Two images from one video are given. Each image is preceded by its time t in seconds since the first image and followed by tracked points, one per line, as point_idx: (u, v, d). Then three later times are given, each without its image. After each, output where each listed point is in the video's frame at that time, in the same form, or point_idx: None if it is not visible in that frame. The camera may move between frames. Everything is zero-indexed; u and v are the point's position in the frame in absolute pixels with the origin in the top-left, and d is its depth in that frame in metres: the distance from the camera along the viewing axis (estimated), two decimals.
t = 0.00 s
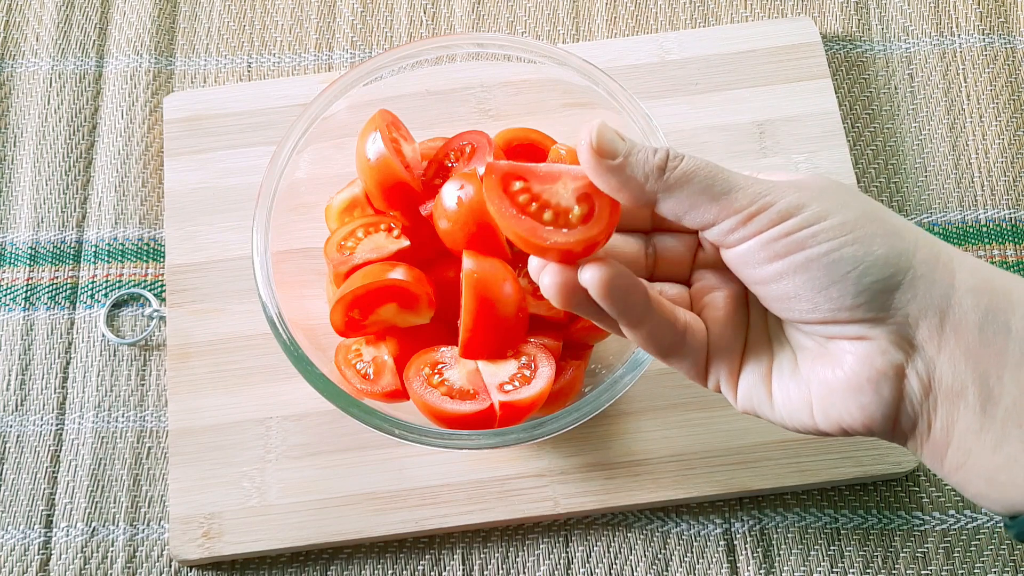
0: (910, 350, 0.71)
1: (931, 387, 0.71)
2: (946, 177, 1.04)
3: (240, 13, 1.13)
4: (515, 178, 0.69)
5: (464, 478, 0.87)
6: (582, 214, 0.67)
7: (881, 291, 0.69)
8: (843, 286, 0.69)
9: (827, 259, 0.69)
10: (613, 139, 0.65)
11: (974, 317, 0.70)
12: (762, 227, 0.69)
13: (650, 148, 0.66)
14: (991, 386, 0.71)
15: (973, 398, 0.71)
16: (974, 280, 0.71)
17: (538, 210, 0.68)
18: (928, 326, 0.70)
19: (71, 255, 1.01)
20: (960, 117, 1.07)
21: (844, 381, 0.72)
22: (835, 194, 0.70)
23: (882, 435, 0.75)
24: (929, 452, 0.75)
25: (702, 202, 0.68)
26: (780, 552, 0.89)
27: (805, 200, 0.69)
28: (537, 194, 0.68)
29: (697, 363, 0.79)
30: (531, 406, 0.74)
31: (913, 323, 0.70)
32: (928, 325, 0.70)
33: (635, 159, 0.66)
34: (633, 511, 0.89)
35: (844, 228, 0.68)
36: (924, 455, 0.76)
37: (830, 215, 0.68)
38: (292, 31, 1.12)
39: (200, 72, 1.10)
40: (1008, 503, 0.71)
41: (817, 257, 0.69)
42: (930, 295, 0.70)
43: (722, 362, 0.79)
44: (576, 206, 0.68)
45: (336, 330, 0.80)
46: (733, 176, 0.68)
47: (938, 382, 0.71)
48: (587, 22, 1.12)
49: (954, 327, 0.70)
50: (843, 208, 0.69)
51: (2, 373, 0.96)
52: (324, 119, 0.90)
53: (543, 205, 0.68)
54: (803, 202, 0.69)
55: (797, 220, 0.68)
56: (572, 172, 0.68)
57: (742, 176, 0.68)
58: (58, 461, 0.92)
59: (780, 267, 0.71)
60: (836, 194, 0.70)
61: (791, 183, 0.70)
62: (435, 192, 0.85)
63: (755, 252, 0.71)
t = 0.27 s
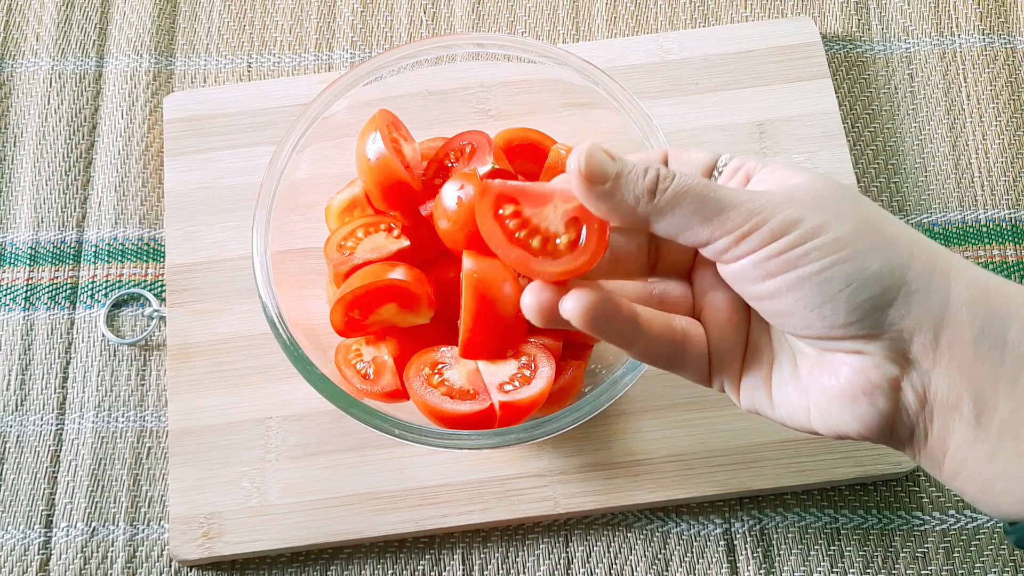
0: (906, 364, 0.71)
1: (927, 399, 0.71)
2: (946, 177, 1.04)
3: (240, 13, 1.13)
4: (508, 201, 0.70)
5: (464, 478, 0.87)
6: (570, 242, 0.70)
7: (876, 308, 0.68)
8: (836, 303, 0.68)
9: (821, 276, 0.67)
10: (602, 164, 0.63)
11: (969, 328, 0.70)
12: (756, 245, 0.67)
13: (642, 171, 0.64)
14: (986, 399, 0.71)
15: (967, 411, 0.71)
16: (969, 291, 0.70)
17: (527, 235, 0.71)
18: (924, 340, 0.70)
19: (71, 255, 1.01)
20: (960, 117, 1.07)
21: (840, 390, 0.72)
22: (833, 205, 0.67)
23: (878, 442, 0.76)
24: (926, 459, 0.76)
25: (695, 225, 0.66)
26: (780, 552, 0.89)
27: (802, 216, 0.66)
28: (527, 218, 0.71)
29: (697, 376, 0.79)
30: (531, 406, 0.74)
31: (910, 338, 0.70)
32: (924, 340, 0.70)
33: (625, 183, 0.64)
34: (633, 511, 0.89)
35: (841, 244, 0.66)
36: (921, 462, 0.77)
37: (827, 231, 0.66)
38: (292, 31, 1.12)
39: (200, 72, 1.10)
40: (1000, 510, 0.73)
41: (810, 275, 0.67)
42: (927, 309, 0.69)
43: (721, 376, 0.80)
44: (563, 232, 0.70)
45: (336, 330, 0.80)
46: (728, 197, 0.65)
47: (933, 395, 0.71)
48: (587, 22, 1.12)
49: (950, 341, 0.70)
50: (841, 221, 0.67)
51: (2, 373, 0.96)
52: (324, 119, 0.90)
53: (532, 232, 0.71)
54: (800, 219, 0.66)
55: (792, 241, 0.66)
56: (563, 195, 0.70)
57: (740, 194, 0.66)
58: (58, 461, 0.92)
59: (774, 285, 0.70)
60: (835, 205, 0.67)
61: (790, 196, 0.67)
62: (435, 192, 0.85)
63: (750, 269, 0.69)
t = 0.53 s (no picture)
0: (895, 397, 0.72)
1: (916, 426, 0.74)
2: (946, 177, 1.04)
3: (240, 13, 1.13)
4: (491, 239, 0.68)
5: (464, 478, 0.87)
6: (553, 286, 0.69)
7: (861, 359, 0.68)
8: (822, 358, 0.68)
9: (806, 331, 0.67)
10: (575, 249, 0.61)
11: (955, 365, 0.68)
12: (744, 301, 0.66)
13: (619, 242, 0.62)
14: (975, 431, 0.70)
15: (956, 440, 0.72)
16: (959, 329, 0.67)
17: (510, 274, 0.69)
18: (912, 379, 0.69)
19: (71, 255, 1.01)
20: (960, 117, 1.07)
21: (832, 419, 0.77)
22: (825, 247, 0.64)
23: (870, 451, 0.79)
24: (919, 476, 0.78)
25: (680, 284, 0.65)
26: (781, 552, 0.89)
27: (791, 272, 0.64)
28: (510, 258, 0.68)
29: (697, 348, 0.82)
30: (531, 406, 0.74)
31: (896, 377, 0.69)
32: (911, 379, 0.69)
33: (601, 259, 0.63)
34: (633, 511, 0.89)
35: (826, 299, 0.65)
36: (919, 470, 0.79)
37: (812, 288, 0.64)
38: (292, 31, 1.12)
39: (200, 72, 1.10)
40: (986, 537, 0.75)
41: (794, 332, 0.68)
42: (913, 351, 0.67)
43: (720, 343, 0.82)
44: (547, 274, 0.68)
45: (336, 330, 0.80)
46: (713, 259, 0.63)
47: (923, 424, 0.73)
48: (587, 22, 1.12)
49: (937, 379, 0.69)
50: (829, 273, 0.64)
51: (2, 373, 0.96)
52: (324, 119, 0.90)
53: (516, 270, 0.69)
54: (789, 276, 0.64)
55: (780, 299, 0.65)
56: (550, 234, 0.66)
57: (725, 252, 0.63)
58: (58, 461, 0.92)
59: (762, 337, 0.70)
60: (826, 252, 0.64)
61: (782, 243, 0.63)
62: (435, 192, 0.85)
63: (739, 319, 0.69)
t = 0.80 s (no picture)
0: (887, 410, 0.74)
1: (907, 433, 0.76)
2: (946, 177, 1.04)
3: (240, 13, 1.13)
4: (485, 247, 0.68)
5: (464, 478, 0.87)
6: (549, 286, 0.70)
7: (849, 379, 0.70)
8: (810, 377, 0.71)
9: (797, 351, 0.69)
10: (563, 274, 0.62)
11: (946, 386, 0.70)
12: (735, 319, 0.68)
13: (608, 264, 0.63)
14: (966, 443, 0.73)
15: (947, 451, 0.74)
16: (949, 351, 0.69)
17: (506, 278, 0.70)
18: (902, 397, 0.71)
19: (71, 255, 1.01)
20: (960, 117, 1.07)
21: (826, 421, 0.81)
22: (818, 269, 0.64)
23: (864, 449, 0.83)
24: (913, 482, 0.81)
25: (668, 303, 0.67)
26: (781, 552, 0.89)
27: (780, 297, 0.65)
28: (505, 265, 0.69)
29: (695, 338, 0.81)
30: (531, 406, 0.74)
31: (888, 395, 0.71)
32: (900, 397, 0.71)
33: (590, 283, 0.64)
34: (633, 511, 0.89)
35: (817, 322, 0.66)
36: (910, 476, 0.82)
37: (802, 313, 0.66)
38: (292, 31, 1.12)
39: (200, 72, 1.10)
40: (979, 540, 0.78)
41: (784, 352, 0.70)
42: (903, 373, 0.69)
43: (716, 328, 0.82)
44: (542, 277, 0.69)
45: (336, 330, 0.80)
46: (703, 281, 0.64)
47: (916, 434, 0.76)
48: (587, 22, 1.12)
49: (928, 397, 0.71)
50: (819, 298, 0.65)
51: (2, 373, 0.96)
52: (324, 119, 0.90)
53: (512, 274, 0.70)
54: (777, 300, 0.65)
55: (768, 319, 0.67)
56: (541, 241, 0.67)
57: (714, 275, 0.64)
58: (58, 461, 0.92)
59: (752, 350, 0.72)
60: (816, 277, 0.64)
61: (771, 266, 0.64)
62: (435, 192, 0.84)
63: (730, 335, 0.71)
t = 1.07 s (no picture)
0: (887, 413, 0.75)
1: (909, 436, 0.77)
2: (946, 177, 1.04)
3: (240, 13, 1.13)
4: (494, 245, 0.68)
5: (464, 478, 0.87)
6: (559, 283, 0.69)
7: (852, 383, 0.71)
8: (812, 378, 0.72)
9: (800, 352, 0.70)
10: (571, 273, 0.62)
11: (948, 392, 0.70)
12: (740, 319, 0.69)
13: (617, 262, 0.63)
14: (967, 448, 0.73)
15: (949, 454, 0.74)
16: (953, 357, 0.69)
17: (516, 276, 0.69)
18: (902, 402, 0.71)
19: (71, 255, 1.01)
20: (960, 117, 1.07)
21: (830, 423, 0.82)
22: (825, 272, 0.64)
23: (868, 447, 0.83)
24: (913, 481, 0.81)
25: (674, 301, 0.67)
26: (781, 552, 0.89)
27: (786, 300, 0.65)
28: (515, 262, 0.69)
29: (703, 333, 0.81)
30: (531, 406, 0.74)
31: (889, 399, 0.72)
32: (901, 403, 0.71)
33: (598, 281, 0.64)
34: (633, 511, 0.89)
35: (820, 325, 0.67)
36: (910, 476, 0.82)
37: (806, 315, 0.66)
38: (292, 31, 1.12)
39: (200, 72, 1.10)
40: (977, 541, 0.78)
41: (787, 355, 0.71)
42: (904, 380, 0.69)
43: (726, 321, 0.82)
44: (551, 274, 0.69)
45: (336, 330, 0.80)
46: (711, 281, 0.65)
47: (918, 437, 0.76)
48: (587, 22, 1.12)
49: (930, 402, 0.70)
50: (823, 303, 0.65)
51: (2, 373, 0.96)
52: (324, 119, 0.90)
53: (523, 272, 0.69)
54: (782, 301, 0.65)
55: (772, 319, 0.67)
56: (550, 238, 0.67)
57: (721, 275, 0.65)
58: (58, 461, 0.92)
59: (756, 350, 0.74)
60: (821, 281, 0.65)
61: (779, 268, 0.64)
62: (435, 192, 0.85)
63: (735, 334, 0.72)
